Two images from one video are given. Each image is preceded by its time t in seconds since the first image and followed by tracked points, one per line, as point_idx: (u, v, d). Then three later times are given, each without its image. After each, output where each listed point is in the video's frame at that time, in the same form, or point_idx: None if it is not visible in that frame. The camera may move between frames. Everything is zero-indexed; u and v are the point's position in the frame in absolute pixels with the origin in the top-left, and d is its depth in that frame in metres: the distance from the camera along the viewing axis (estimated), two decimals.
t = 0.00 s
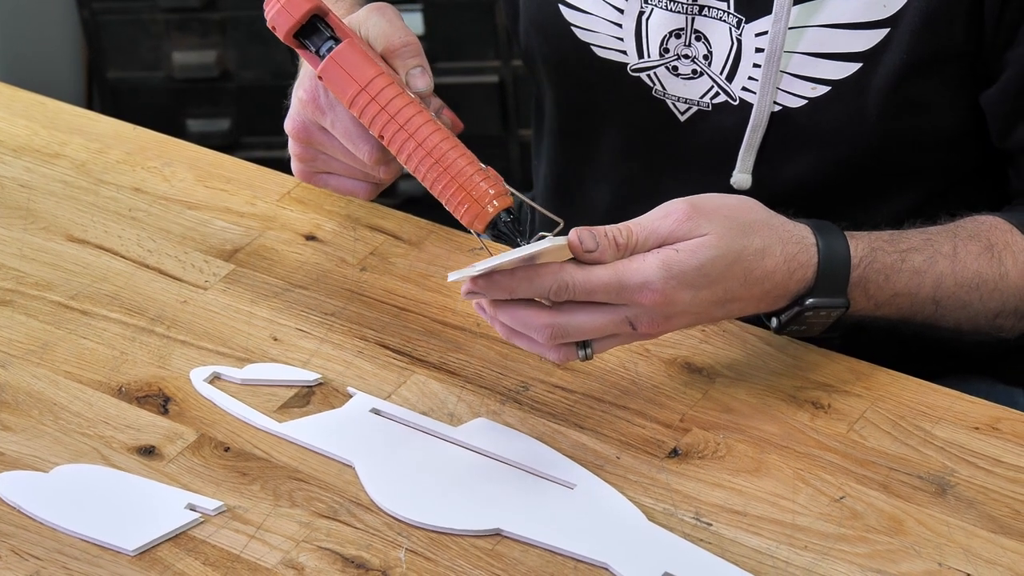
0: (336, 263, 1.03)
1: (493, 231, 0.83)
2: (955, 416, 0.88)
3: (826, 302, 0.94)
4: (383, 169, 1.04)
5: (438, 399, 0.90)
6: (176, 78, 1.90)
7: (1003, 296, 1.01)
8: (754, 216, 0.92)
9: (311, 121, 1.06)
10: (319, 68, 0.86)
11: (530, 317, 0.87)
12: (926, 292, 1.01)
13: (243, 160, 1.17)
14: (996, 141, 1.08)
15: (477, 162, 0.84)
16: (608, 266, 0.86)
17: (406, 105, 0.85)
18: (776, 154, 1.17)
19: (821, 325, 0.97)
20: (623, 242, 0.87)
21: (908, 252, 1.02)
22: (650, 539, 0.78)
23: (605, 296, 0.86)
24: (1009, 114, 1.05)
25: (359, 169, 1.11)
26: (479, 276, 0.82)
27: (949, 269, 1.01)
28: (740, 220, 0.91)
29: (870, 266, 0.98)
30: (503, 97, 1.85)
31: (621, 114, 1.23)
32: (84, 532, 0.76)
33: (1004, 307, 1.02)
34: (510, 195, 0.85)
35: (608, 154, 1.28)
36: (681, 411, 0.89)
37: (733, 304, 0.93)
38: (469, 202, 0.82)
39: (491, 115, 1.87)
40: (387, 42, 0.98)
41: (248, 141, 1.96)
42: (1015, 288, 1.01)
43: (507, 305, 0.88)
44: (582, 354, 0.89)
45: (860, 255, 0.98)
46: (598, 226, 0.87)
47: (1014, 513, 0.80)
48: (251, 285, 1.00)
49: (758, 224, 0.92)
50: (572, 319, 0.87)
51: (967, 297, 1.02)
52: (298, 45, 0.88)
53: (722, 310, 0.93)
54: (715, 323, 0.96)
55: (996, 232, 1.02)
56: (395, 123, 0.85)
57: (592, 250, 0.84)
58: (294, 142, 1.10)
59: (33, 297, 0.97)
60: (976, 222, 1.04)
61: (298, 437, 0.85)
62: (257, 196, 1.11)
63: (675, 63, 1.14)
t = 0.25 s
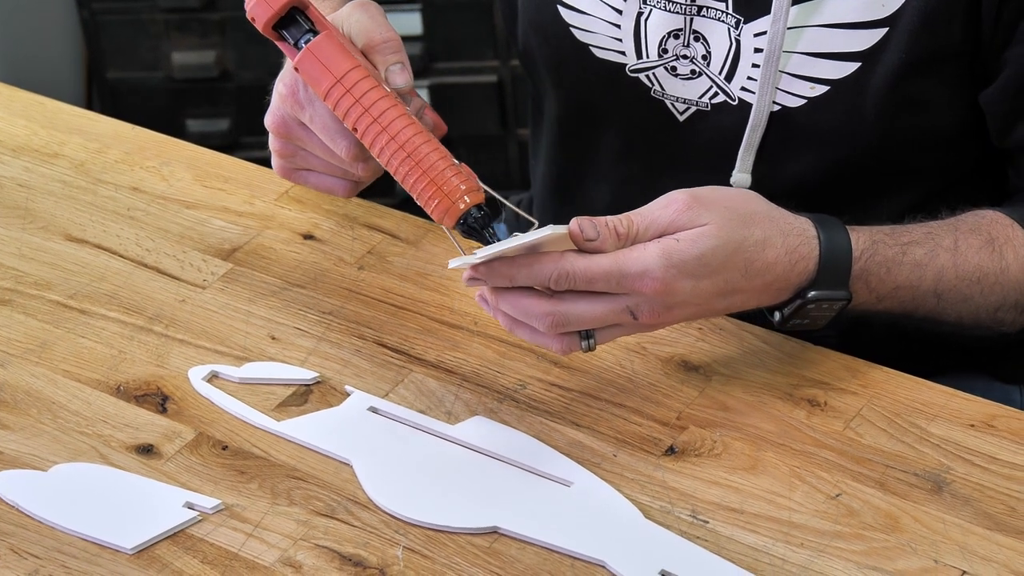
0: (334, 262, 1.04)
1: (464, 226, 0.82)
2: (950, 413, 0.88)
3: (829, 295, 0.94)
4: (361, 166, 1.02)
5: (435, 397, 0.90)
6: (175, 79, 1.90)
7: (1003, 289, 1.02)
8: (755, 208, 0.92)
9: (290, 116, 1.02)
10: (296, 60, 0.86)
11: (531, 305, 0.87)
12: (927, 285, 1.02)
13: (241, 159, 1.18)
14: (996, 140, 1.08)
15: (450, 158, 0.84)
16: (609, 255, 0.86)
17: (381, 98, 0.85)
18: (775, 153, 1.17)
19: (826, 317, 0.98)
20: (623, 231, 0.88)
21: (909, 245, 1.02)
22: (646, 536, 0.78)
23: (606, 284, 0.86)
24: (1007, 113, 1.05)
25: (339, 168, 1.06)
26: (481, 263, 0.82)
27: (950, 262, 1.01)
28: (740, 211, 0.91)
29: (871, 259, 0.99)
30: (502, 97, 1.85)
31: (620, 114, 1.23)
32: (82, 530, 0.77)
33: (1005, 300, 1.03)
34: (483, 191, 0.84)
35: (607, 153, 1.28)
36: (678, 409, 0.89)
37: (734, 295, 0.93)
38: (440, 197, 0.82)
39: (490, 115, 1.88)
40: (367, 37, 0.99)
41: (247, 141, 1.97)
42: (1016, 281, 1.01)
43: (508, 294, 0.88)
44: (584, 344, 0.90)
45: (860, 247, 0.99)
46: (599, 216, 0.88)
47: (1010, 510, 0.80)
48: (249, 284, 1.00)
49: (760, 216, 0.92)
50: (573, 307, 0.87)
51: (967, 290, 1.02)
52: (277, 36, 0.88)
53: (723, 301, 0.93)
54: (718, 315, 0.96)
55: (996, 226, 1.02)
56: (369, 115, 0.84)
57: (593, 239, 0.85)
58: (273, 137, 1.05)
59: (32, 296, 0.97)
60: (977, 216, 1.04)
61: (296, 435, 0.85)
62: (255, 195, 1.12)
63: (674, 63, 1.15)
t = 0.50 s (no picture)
0: (333, 265, 1.04)
1: (441, 223, 0.82)
2: (949, 414, 0.88)
3: (831, 292, 0.94)
4: (345, 165, 1.01)
5: (434, 399, 0.90)
6: (174, 82, 1.90)
7: (1005, 287, 1.02)
8: (757, 205, 0.92)
9: (275, 115, 1.01)
10: (278, 55, 0.86)
11: (532, 299, 0.87)
12: (929, 283, 1.02)
13: (240, 162, 1.18)
14: (996, 141, 1.08)
15: (429, 155, 0.83)
16: (609, 250, 0.87)
17: (361, 94, 0.84)
18: (776, 154, 1.17)
19: (828, 315, 0.98)
20: (624, 227, 0.88)
21: (911, 243, 1.02)
22: (646, 537, 0.78)
23: (606, 279, 0.86)
24: (1007, 114, 1.05)
25: (324, 169, 1.05)
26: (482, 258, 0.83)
27: (952, 260, 1.02)
28: (742, 207, 0.91)
29: (873, 256, 0.99)
30: (500, 100, 1.86)
31: (620, 117, 1.23)
32: (83, 533, 0.77)
33: (1006, 298, 1.03)
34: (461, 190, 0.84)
35: (607, 155, 1.27)
36: (676, 410, 0.89)
37: (736, 292, 0.93)
38: (418, 193, 0.81)
39: (488, 117, 1.88)
40: (352, 37, 0.99)
41: (246, 145, 1.97)
42: (1017, 278, 1.01)
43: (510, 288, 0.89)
44: (586, 339, 0.90)
45: (862, 245, 0.99)
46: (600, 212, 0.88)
47: (1009, 510, 0.80)
48: (248, 287, 1.00)
49: (761, 212, 0.92)
50: (574, 302, 0.87)
51: (969, 288, 1.02)
52: (261, 32, 0.89)
53: (725, 298, 0.93)
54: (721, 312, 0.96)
55: (998, 224, 1.02)
56: (348, 111, 0.84)
57: (593, 233, 0.85)
58: (258, 136, 1.05)
59: (32, 300, 0.98)
60: (978, 214, 1.04)
61: (295, 438, 0.85)
62: (254, 198, 1.12)
63: (673, 66, 1.15)
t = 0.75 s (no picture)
0: (331, 268, 1.04)
1: (430, 221, 0.82)
2: (947, 416, 0.88)
3: (835, 293, 0.94)
4: (335, 165, 1.02)
5: (433, 402, 0.90)
6: (171, 86, 1.90)
7: (1007, 287, 1.02)
8: (759, 206, 0.93)
9: (265, 114, 1.02)
10: (267, 53, 0.86)
11: (533, 300, 0.88)
12: (932, 284, 1.02)
13: (237, 166, 1.18)
14: (996, 142, 1.08)
15: (418, 153, 0.83)
16: (611, 250, 0.87)
17: (350, 92, 0.84)
18: (777, 157, 1.17)
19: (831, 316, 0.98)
20: (626, 228, 0.89)
21: (913, 244, 1.02)
22: (645, 540, 0.78)
23: (607, 279, 0.86)
24: (1007, 115, 1.05)
25: (314, 169, 1.06)
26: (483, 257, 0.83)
27: (954, 261, 1.02)
28: (743, 209, 0.92)
29: (875, 258, 0.99)
30: (498, 103, 1.86)
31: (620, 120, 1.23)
32: (81, 537, 0.77)
33: (1008, 299, 1.03)
34: (451, 188, 0.83)
35: (607, 159, 1.28)
36: (675, 413, 0.89)
37: (739, 294, 0.93)
38: (406, 191, 0.81)
39: (486, 120, 1.88)
40: (343, 35, 0.99)
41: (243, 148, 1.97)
42: (1019, 279, 1.01)
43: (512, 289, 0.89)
44: (590, 342, 0.90)
45: (864, 246, 0.99)
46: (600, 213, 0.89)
47: (1007, 512, 0.81)
48: (247, 290, 1.00)
49: (763, 214, 0.92)
50: (576, 303, 0.87)
51: (972, 288, 1.02)
52: (250, 30, 0.88)
53: (728, 299, 0.93)
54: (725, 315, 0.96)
55: (1000, 225, 1.02)
56: (337, 109, 0.84)
57: (594, 234, 0.86)
58: (247, 135, 1.05)
59: (30, 303, 0.98)
60: (980, 216, 1.04)
61: (294, 441, 0.85)
62: (252, 201, 1.12)
63: (672, 69, 1.15)
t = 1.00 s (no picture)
0: (329, 270, 1.04)
1: (410, 207, 0.81)
2: (946, 417, 0.88)
3: (837, 297, 0.95)
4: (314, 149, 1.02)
5: (431, 404, 0.90)
6: (169, 88, 1.90)
7: (1008, 288, 1.02)
8: (761, 211, 0.93)
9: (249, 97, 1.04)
10: (251, 38, 0.86)
11: (536, 305, 0.87)
12: (934, 286, 1.02)
13: (235, 168, 1.18)
14: (996, 143, 1.08)
15: (400, 139, 0.83)
16: (613, 255, 0.87)
17: (332, 77, 0.84)
18: (777, 159, 1.17)
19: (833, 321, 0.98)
20: (628, 233, 0.88)
21: (915, 246, 1.02)
22: (643, 541, 0.78)
23: (610, 283, 0.86)
24: (1006, 116, 1.05)
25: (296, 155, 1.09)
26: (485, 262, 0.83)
27: (956, 263, 1.02)
28: (745, 214, 0.92)
29: (877, 261, 0.99)
30: (496, 104, 1.85)
31: (618, 122, 1.23)
32: (78, 540, 0.77)
33: (1010, 299, 1.03)
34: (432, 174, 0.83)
35: (606, 161, 1.27)
36: (674, 415, 0.89)
37: (741, 299, 0.93)
38: (386, 175, 0.81)
39: (484, 122, 1.88)
40: (330, 25, 0.98)
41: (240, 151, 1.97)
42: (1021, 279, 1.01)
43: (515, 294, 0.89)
44: (591, 347, 0.90)
45: (865, 250, 0.99)
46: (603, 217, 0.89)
47: (1006, 513, 0.81)
48: (244, 292, 1.00)
49: (765, 218, 0.93)
50: (579, 308, 0.87)
51: (973, 290, 1.02)
52: (236, 17, 0.89)
53: (730, 305, 0.93)
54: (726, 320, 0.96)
55: (1001, 226, 1.02)
56: (319, 94, 0.84)
57: (597, 238, 0.86)
58: (233, 120, 1.08)
59: (27, 306, 0.97)
60: (980, 217, 1.04)
61: (292, 443, 0.85)
62: (250, 204, 1.12)
63: (671, 72, 1.15)
